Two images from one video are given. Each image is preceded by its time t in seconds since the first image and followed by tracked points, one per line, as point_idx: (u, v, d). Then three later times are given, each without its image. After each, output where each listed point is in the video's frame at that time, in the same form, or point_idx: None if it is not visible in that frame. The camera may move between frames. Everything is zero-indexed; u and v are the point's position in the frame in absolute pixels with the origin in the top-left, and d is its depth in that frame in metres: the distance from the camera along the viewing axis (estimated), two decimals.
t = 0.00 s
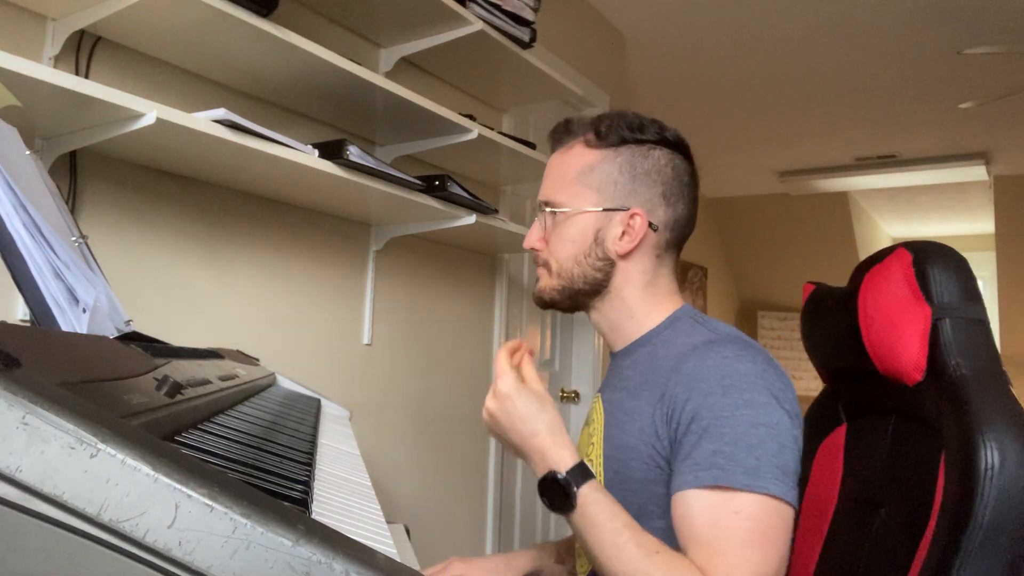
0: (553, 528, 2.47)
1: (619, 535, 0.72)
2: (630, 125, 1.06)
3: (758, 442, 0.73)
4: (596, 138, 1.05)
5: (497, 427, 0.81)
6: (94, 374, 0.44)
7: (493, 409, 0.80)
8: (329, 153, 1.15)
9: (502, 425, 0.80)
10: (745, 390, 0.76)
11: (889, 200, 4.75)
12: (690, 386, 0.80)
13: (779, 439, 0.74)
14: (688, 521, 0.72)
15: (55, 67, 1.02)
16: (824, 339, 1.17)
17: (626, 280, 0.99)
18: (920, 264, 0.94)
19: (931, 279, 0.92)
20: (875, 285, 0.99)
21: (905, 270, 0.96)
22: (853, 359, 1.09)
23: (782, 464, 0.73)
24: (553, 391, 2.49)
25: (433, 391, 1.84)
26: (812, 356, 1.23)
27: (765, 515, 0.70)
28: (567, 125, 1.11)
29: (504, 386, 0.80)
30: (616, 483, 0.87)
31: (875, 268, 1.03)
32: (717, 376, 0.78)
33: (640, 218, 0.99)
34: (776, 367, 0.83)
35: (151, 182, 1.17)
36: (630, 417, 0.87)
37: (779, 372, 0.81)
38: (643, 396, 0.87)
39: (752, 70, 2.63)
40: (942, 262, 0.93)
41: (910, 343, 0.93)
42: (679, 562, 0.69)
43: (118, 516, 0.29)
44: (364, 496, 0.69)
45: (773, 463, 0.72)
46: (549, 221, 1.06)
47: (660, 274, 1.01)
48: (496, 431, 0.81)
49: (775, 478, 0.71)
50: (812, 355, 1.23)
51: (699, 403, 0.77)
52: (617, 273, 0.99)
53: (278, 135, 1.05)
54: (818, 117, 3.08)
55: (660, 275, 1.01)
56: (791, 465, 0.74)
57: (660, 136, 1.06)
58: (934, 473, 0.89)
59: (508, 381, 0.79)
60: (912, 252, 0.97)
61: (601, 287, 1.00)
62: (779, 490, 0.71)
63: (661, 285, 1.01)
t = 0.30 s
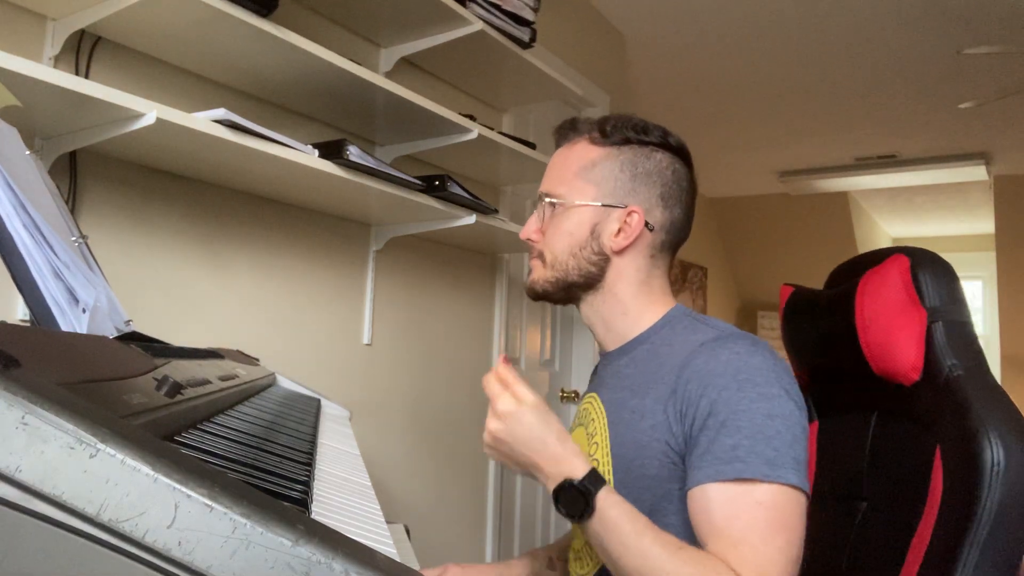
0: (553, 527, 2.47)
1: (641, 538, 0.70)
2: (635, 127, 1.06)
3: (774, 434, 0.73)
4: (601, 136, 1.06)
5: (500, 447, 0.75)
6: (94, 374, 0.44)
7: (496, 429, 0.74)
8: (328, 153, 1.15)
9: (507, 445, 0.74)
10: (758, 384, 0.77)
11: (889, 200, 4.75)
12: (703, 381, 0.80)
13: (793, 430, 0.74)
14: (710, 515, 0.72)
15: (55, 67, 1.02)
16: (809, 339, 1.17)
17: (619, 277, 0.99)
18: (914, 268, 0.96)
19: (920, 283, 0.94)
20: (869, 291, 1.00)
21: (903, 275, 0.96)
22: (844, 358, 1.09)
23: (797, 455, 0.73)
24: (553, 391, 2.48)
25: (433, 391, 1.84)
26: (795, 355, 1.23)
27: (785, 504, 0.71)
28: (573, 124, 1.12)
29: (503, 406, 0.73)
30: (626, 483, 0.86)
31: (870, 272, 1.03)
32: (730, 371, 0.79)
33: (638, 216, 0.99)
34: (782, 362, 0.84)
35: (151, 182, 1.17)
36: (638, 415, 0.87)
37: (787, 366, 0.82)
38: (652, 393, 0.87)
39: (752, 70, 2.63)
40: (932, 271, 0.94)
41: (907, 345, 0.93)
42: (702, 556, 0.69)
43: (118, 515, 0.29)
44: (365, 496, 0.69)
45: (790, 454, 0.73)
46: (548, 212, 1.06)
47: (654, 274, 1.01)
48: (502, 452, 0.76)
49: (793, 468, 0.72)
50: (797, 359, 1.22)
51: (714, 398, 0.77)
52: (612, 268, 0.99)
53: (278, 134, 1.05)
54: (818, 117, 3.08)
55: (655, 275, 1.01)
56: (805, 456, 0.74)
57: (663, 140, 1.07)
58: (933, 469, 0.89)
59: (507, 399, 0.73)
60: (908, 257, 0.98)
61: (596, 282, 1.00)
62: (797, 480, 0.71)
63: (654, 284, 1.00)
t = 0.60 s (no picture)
0: (552, 526, 2.48)
1: (653, 524, 0.70)
2: (624, 129, 1.07)
3: (780, 427, 0.73)
4: (591, 139, 1.06)
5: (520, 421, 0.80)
6: (94, 374, 0.44)
7: (520, 400, 0.79)
8: (328, 153, 1.15)
9: (529, 419, 0.78)
10: (763, 378, 0.77)
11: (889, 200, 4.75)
12: (708, 376, 0.80)
13: (797, 424, 0.74)
14: (716, 508, 0.71)
15: (55, 67, 1.02)
16: (800, 340, 1.18)
17: (617, 279, 0.99)
18: (910, 269, 0.96)
19: (914, 284, 0.95)
20: (864, 294, 0.99)
21: (900, 276, 0.96)
22: (836, 358, 1.09)
23: (802, 448, 0.73)
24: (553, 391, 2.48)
25: (433, 391, 1.84)
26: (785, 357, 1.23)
27: (791, 497, 0.71)
28: (563, 129, 1.12)
29: (532, 379, 0.79)
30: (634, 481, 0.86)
31: (864, 274, 1.03)
32: (735, 366, 0.79)
33: (632, 217, 1.00)
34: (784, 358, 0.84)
35: (151, 182, 1.17)
36: (643, 412, 0.87)
37: (790, 362, 0.82)
38: (657, 389, 0.87)
39: (752, 70, 2.63)
40: (929, 274, 0.95)
41: (904, 347, 0.93)
42: (711, 547, 0.69)
43: (118, 515, 0.29)
44: (365, 496, 0.69)
45: (795, 447, 0.73)
46: (543, 218, 1.05)
47: (651, 274, 1.01)
48: (521, 427, 0.80)
49: (798, 461, 0.72)
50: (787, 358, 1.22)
51: (719, 393, 0.77)
52: (609, 269, 0.99)
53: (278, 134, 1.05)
54: (818, 117, 3.08)
55: (652, 274, 1.01)
56: (809, 449, 0.75)
57: (653, 141, 1.07)
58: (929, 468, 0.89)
59: (535, 374, 0.79)
60: (904, 259, 0.98)
61: (594, 284, 1.00)
62: (803, 473, 0.71)
63: (653, 284, 1.01)
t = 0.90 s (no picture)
0: (552, 526, 2.47)
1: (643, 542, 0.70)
2: (630, 129, 1.07)
3: (773, 426, 0.73)
4: (597, 137, 1.06)
5: (500, 446, 0.75)
6: (95, 374, 0.44)
7: (498, 428, 0.74)
8: (329, 153, 1.15)
9: (508, 443, 0.74)
10: (756, 377, 0.77)
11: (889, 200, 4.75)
12: (702, 375, 0.80)
13: (790, 423, 0.74)
14: (711, 508, 0.71)
15: (55, 67, 1.02)
16: (802, 340, 1.18)
17: (615, 277, 0.99)
18: (910, 269, 0.96)
19: (916, 286, 0.95)
20: (866, 290, 0.99)
21: (901, 275, 0.96)
22: (839, 357, 1.09)
23: (795, 447, 0.74)
24: (553, 391, 2.48)
25: (433, 391, 1.84)
26: (787, 357, 1.23)
27: (784, 496, 0.71)
28: (570, 127, 1.12)
29: (505, 404, 0.73)
30: (628, 479, 0.86)
31: (867, 273, 1.03)
32: (727, 365, 0.79)
33: (633, 215, 0.99)
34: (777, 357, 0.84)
35: (151, 182, 1.17)
36: (637, 411, 0.87)
37: (783, 360, 0.82)
38: (652, 388, 0.87)
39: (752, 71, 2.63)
40: (929, 275, 0.95)
41: (905, 345, 0.93)
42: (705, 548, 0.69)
43: (118, 515, 0.29)
44: (365, 496, 0.69)
45: (788, 445, 0.73)
46: (546, 212, 1.05)
47: (648, 273, 1.01)
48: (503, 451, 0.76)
49: (791, 459, 0.72)
50: (790, 358, 1.22)
51: (713, 392, 0.77)
52: (607, 267, 0.99)
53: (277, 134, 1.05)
54: (818, 117, 3.08)
55: (649, 274, 1.01)
56: (802, 448, 0.75)
57: (659, 143, 1.07)
58: (930, 469, 0.89)
59: (508, 400, 0.73)
60: (905, 258, 0.98)
61: (592, 281, 1.00)
62: (795, 471, 0.72)
63: (649, 284, 1.01)
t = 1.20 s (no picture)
0: (553, 526, 2.47)
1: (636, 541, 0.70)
2: (615, 129, 1.07)
3: (763, 426, 0.73)
4: (581, 140, 1.06)
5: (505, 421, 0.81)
6: (94, 375, 0.44)
7: (506, 399, 0.80)
8: (329, 153, 1.15)
9: (513, 416, 0.79)
10: (747, 377, 0.77)
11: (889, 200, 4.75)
12: (693, 375, 0.80)
13: (783, 423, 0.74)
14: (700, 507, 0.72)
15: (55, 67, 1.02)
16: (805, 340, 1.18)
17: (611, 279, 0.99)
18: (911, 268, 0.97)
19: (920, 284, 0.95)
20: (868, 287, 1.00)
21: (902, 275, 0.97)
22: (842, 357, 1.09)
23: (786, 447, 0.73)
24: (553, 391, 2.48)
25: (433, 392, 1.84)
26: (792, 356, 1.24)
27: (773, 496, 0.71)
28: (554, 131, 1.12)
29: (517, 377, 0.80)
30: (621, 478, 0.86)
31: (869, 273, 1.03)
32: (719, 365, 0.79)
33: (624, 217, 0.99)
34: (773, 357, 0.84)
35: (151, 182, 1.17)
36: (630, 410, 0.87)
37: (778, 360, 0.82)
38: (645, 388, 0.87)
39: (753, 71, 2.63)
40: (931, 273, 0.95)
41: (906, 345, 0.93)
42: (694, 544, 0.69)
43: (118, 515, 0.29)
44: (365, 496, 0.69)
45: (779, 446, 0.73)
46: (537, 221, 1.05)
47: (644, 273, 1.01)
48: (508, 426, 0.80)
49: (781, 460, 0.72)
50: (794, 357, 1.23)
51: (703, 392, 0.77)
52: (602, 270, 0.99)
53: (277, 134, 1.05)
54: (818, 116, 3.08)
55: (645, 273, 1.01)
56: (794, 448, 0.74)
57: (644, 141, 1.07)
58: (930, 469, 0.90)
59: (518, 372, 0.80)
60: (907, 258, 0.98)
61: (588, 285, 1.00)
62: (785, 471, 0.71)
63: (646, 284, 1.01)
